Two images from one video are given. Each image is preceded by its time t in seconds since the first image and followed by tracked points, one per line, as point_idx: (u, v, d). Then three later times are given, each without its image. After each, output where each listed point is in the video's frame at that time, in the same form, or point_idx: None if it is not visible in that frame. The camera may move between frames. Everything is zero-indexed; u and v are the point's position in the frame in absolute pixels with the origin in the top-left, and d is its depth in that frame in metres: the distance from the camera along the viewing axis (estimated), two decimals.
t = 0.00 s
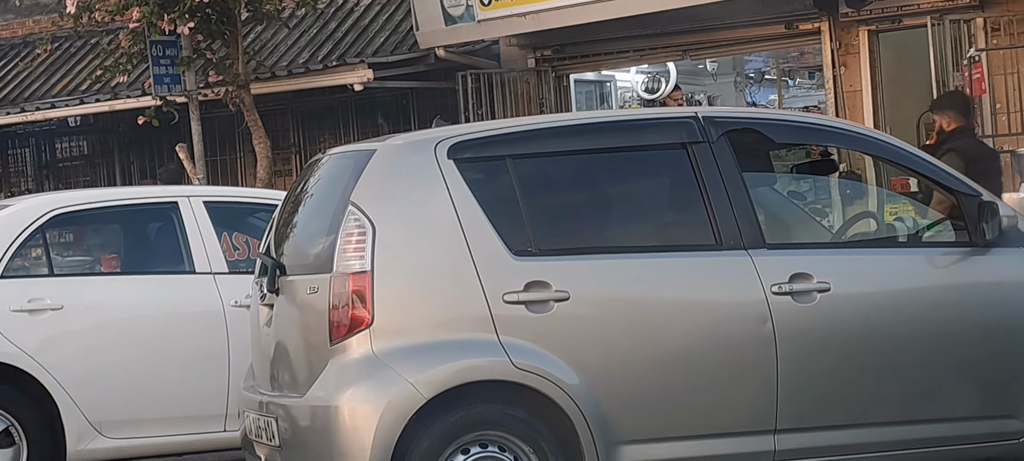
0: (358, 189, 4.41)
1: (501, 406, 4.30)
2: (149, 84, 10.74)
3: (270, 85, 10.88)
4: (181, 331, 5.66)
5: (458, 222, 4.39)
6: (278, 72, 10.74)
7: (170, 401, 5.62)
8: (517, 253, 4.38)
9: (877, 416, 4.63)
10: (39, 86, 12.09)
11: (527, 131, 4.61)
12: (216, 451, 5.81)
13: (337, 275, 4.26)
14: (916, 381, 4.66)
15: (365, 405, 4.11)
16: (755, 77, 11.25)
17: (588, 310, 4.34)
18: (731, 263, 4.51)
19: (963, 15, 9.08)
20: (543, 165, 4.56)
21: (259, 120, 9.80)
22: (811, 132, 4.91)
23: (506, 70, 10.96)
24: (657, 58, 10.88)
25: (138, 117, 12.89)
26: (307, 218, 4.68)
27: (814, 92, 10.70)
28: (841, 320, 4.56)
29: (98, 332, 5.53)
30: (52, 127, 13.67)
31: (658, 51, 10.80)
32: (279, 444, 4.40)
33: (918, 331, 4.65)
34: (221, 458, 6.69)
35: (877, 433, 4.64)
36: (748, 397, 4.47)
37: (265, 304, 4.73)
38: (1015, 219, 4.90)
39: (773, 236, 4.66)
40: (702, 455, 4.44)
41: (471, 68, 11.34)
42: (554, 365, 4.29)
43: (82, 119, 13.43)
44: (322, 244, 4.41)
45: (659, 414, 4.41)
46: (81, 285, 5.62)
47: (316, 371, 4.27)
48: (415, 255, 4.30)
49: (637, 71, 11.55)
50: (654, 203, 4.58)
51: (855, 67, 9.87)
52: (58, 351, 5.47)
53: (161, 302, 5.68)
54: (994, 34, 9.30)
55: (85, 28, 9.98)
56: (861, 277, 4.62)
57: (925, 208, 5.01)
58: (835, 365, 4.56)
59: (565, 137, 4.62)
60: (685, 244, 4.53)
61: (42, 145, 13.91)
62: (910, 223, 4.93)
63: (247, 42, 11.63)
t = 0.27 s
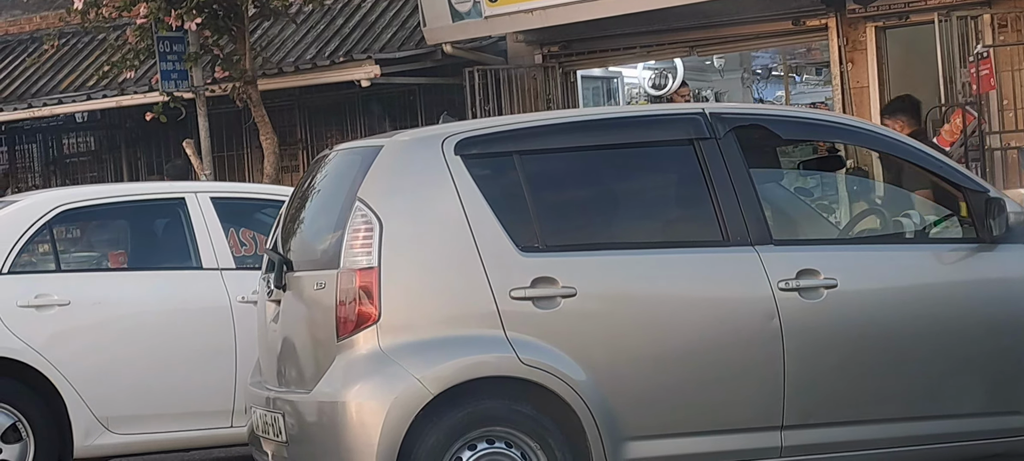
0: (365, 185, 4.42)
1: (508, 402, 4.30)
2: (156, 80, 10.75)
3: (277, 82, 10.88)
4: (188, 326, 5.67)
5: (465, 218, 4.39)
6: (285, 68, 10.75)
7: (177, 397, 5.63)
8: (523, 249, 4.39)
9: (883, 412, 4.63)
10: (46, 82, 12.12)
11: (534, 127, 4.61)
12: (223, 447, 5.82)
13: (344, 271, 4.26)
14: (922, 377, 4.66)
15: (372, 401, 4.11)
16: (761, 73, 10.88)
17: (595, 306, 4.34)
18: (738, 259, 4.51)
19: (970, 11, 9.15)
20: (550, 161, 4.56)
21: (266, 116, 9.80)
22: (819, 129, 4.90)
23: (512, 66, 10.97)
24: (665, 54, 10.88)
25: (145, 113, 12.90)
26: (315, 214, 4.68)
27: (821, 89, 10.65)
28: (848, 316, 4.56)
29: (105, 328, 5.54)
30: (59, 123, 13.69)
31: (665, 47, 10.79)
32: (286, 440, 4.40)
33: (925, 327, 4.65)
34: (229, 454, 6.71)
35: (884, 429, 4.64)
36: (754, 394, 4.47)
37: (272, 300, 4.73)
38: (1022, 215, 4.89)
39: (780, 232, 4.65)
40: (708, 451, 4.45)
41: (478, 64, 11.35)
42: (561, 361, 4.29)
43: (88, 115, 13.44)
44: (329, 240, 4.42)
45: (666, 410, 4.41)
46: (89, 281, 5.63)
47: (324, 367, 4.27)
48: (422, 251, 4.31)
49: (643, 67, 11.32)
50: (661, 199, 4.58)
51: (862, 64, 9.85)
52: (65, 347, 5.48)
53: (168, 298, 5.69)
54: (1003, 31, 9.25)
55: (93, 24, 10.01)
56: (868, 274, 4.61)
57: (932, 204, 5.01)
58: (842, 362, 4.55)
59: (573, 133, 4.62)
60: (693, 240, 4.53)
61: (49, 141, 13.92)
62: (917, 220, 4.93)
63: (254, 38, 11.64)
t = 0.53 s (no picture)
0: (372, 182, 4.42)
1: (514, 399, 4.30)
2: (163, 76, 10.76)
3: (284, 78, 10.87)
4: (195, 323, 5.68)
5: (472, 215, 4.39)
6: (291, 64, 10.76)
7: (184, 394, 5.64)
8: (530, 246, 4.39)
9: (890, 409, 4.63)
10: (54, 78, 12.13)
11: (541, 124, 4.61)
12: (229, 443, 5.82)
13: (351, 268, 4.27)
14: (929, 374, 4.65)
15: (379, 398, 4.11)
16: (769, 70, 10.61)
17: (602, 303, 4.34)
18: (745, 256, 4.51)
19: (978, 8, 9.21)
20: (556, 158, 4.56)
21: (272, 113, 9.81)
22: (826, 125, 4.89)
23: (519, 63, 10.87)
24: (672, 52, 10.84)
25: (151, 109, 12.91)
26: (321, 211, 4.69)
27: (828, 85, 10.28)
28: (854, 313, 4.55)
29: (112, 324, 5.55)
30: (66, 119, 13.71)
31: (672, 43, 10.78)
32: (292, 437, 4.41)
33: (932, 325, 4.65)
34: (236, 451, 6.70)
35: (890, 426, 4.64)
36: (761, 391, 4.47)
37: (278, 297, 4.73)
38: None
39: (787, 229, 4.65)
40: (714, 448, 4.45)
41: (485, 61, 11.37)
42: (568, 358, 4.29)
43: (95, 111, 13.45)
44: (336, 237, 4.42)
45: (672, 407, 4.41)
46: (96, 277, 5.64)
47: (330, 363, 4.28)
48: (428, 248, 4.31)
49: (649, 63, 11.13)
50: (668, 196, 4.58)
51: (869, 60, 9.87)
52: (73, 343, 5.49)
53: (174, 294, 5.69)
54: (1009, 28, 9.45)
55: (100, 20, 10.02)
56: (875, 271, 4.61)
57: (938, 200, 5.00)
58: (849, 359, 4.55)
59: (580, 130, 4.62)
60: (700, 237, 4.53)
61: (56, 137, 13.94)
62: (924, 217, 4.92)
63: (261, 34, 11.65)
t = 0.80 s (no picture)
0: (378, 179, 4.42)
1: (520, 397, 4.30)
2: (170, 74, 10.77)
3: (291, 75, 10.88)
4: (201, 320, 5.68)
5: (478, 213, 4.39)
6: (297, 62, 10.77)
7: (190, 391, 5.64)
8: (536, 244, 4.39)
9: (896, 407, 4.62)
10: (60, 76, 12.14)
11: (547, 121, 4.60)
12: (236, 441, 5.84)
13: (356, 265, 4.27)
14: (935, 372, 4.65)
15: (385, 396, 4.12)
16: (775, 67, 10.79)
17: (607, 300, 4.34)
18: (750, 253, 4.51)
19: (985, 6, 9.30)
20: (562, 156, 4.56)
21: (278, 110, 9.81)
22: (831, 123, 4.89)
23: (524, 61, 11.02)
24: (677, 48, 10.85)
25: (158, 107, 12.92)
26: (327, 208, 4.69)
27: (834, 83, 10.48)
28: (859, 311, 4.55)
29: (118, 322, 5.56)
30: (72, 117, 13.73)
31: (678, 40, 10.77)
32: (298, 434, 4.41)
33: (937, 323, 4.64)
34: (243, 448, 6.72)
35: (896, 424, 4.64)
36: (766, 389, 4.47)
37: (285, 294, 4.73)
38: None
39: (792, 227, 4.65)
40: (720, 446, 4.45)
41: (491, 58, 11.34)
42: (573, 356, 4.29)
43: (102, 108, 13.47)
44: (342, 234, 4.42)
45: (677, 405, 4.41)
46: (101, 274, 5.65)
47: (336, 361, 4.28)
48: (434, 245, 4.31)
49: (655, 61, 11.34)
50: (674, 194, 4.58)
51: (875, 58, 9.84)
52: (78, 340, 5.50)
53: (180, 291, 5.70)
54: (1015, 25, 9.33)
55: (105, 17, 10.02)
56: (881, 268, 4.61)
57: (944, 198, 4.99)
58: (855, 357, 4.55)
59: (586, 127, 4.62)
60: (706, 235, 4.53)
61: (63, 135, 13.96)
62: (930, 214, 4.91)
63: (267, 32, 11.65)
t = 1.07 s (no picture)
0: (383, 177, 4.42)
1: (525, 395, 4.30)
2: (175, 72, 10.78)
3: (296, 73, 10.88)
4: (206, 318, 5.69)
5: (483, 211, 4.39)
6: (303, 60, 10.78)
7: (195, 389, 5.65)
8: (541, 242, 4.39)
9: (900, 406, 4.62)
10: (65, 73, 12.16)
11: (553, 119, 4.60)
12: (241, 438, 5.85)
13: (362, 263, 4.27)
14: (940, 370, 4.65)
15: (390, 394, 4.12)
16: (780, 66, 11.32)
17: (613, 298, 4.34)
18: (756, 252, 4.51)
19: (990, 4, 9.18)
20: (567, 154, 4.56)
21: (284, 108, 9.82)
22: (836, 121, 4.89)
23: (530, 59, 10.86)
24: (683, 46, 10.85)
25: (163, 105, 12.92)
26: (332, 206, 4.69)
27: (839, 81, 10.61)
28: (865, 310, 4.55)
29: (124, 320, 5.57)
30: (78, 115, 13.75)
31: (683, 38, 10.76)
32: (304, 432, 4.41)
33: (943, 321, 4.64)
34: (248, 446, 6.74)
35: (901, 423, 4.63)
36: (771, 387, 4.47)
37: (290, 292, 4.74)
38: None
39: (798, 225, 4.65)
40: (724, 444, 4.45)
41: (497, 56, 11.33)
42: (579, 353, 4.29)
43: (108, 106, 13.47)
44: (348, 232, 4.43)
45: (682, 403, 4.41)
46: (107, 272, 5.66)
47: (341, 359, 4.29)
48: (440, 243, 4.31)
49: (662, 59, 11.59)
50: (679, 192, 4.58)
51: (881, 56, 9.84)
52: (84, 338, 5.51)
53: (185, 289, 5.70)
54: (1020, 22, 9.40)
55: (111, 15, 10.04)
56: (886, 267, 4.60)
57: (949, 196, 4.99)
58: (860, 355, 4.55)
59: (591, 125, 4.62)
60: (711, 233, 4.53)
61: (68, 133, 13.97)
62: (936, 212, 4.91)
63: (273, 29, 11.66)
